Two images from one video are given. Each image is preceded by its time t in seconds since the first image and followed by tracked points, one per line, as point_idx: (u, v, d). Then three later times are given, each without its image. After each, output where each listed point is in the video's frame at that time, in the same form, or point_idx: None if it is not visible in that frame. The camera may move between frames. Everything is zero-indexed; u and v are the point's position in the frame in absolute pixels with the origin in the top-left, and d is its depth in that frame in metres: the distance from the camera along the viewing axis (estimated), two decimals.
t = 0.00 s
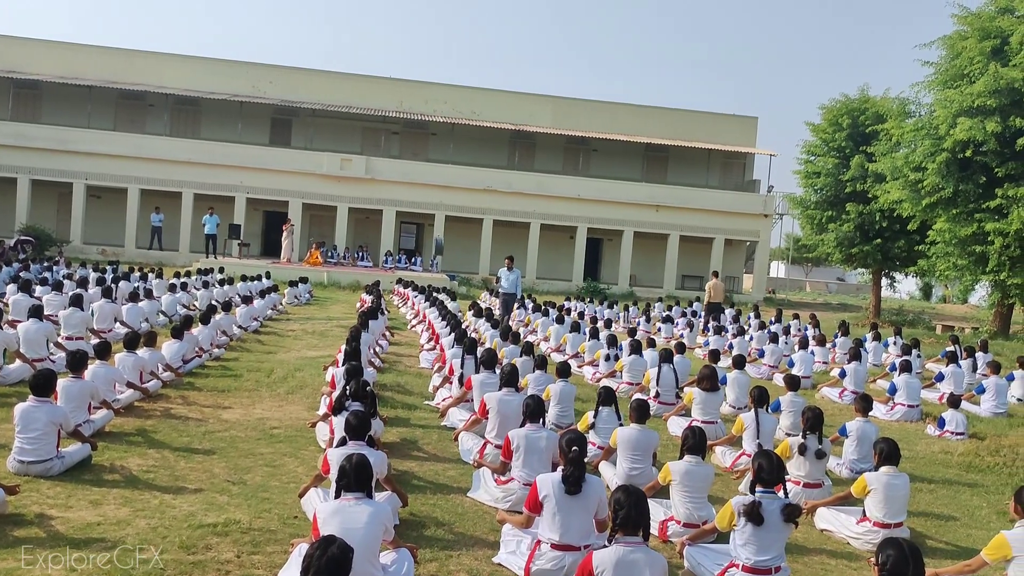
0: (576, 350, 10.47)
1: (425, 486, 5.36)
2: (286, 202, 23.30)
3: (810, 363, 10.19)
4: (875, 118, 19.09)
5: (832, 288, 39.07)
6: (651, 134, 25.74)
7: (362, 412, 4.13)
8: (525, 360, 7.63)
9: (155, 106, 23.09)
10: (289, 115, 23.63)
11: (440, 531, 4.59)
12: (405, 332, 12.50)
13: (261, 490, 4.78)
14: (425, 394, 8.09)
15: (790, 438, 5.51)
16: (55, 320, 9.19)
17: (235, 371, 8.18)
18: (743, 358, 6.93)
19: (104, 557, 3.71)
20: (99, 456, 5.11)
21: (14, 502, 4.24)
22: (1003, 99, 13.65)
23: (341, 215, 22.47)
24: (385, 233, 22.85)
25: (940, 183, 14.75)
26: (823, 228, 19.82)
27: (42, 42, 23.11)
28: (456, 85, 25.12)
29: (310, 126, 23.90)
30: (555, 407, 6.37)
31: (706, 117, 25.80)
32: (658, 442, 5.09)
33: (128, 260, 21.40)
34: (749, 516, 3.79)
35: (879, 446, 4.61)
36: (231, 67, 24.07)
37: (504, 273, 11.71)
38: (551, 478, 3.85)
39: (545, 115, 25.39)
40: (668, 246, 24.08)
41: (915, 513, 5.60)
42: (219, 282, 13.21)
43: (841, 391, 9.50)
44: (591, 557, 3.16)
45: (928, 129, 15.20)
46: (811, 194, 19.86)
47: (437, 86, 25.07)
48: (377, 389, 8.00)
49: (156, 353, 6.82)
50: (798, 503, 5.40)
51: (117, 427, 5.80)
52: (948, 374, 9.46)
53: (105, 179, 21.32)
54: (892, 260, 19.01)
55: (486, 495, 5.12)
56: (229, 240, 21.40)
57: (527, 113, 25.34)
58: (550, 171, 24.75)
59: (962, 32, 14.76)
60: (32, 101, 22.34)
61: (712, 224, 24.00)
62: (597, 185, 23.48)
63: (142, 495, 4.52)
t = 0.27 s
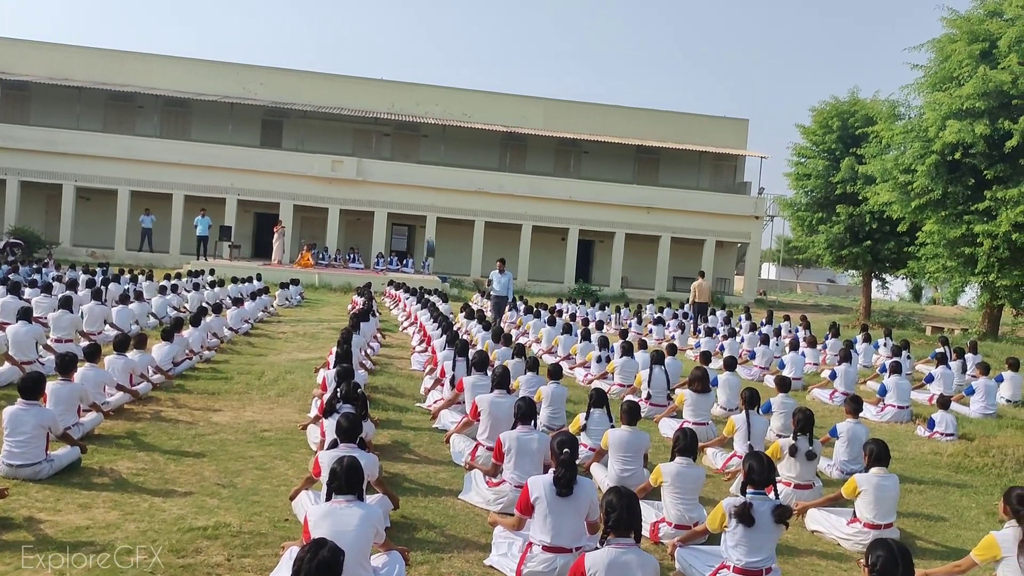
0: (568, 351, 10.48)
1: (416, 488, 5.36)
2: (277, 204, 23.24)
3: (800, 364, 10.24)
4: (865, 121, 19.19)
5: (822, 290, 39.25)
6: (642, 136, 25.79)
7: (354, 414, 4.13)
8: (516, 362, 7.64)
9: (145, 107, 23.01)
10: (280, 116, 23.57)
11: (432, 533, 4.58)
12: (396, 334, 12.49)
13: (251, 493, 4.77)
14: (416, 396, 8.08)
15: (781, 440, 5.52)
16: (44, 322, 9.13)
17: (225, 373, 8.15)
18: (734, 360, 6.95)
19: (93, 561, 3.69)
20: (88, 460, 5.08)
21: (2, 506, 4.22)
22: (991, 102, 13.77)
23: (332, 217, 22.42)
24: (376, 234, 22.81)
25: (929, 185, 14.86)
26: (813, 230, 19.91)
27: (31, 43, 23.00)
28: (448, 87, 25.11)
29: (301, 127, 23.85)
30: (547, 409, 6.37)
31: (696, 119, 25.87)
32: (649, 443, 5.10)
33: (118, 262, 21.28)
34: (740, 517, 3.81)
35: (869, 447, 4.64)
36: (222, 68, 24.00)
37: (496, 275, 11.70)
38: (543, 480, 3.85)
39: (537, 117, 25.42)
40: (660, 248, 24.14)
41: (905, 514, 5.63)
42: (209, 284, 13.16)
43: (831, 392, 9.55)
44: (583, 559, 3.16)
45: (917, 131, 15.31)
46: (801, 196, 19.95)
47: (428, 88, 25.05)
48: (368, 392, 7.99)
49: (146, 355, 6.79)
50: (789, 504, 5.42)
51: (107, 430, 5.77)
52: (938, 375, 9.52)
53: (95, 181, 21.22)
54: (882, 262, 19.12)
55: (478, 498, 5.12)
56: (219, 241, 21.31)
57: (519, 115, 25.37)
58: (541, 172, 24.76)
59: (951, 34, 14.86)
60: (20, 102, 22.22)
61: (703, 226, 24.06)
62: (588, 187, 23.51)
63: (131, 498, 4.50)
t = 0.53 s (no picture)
0: (560, 353, 10.49)
1: (408, 491, 5.36)
2: (268, 206, 23.19)
3: (792, 366, 10.28)
4: (855, 123, 19.30)
5: (813, 292, 39.42)
6: (634, 138, 25.86)
7: (345, 417, 4.12)
8: (508, 364, 7.65)
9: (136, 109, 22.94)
10: (271, 118, 23.53)
11: (423, 536, 4.59)
12: (388, 336, 12.48)
13: (242, 496, 4.76)
14: (408, 398, 8.08)
15: (772, 441, 5.55)
16: (34, 325, 9.09)
17: (217, 375, 8.13)
18: (725, 361, 6.97)
19: (83, 565, 3.67)
20: (78, 463, 5.06)
21: None
22: (981, 104, 13.88)
23: (324, 219, 22.38)
24: (369, 236, 22.78)
25: (919, 187, 14.96)
26: (804, 232, 20.00)
27: (21, 44, 22.90)
28: (440, 89, 25.11)
29: (293, 129, 23.81)
30: (538, 411, 6.38)
31: (688, 121, 25.95)
32: (641, 445, 5.11)
33: (108, 265, 21.18)
34: (731, 519, 3.82)
35: (859, 449, 4.66)
36: (213, 70, 23.94)
37: (488, 277, 11.70)
38: (535, 482, 3.85)
39: (529, 120, 25.45)
40: (652, 250, 24.19)
41: (896, 515, 5.66)
42: (201, 287, 13.12)
43: (822, 394, 9.59)
44: (575, 561, 3.17)
45: (907, 133, 15.41)
46: (792, 199, 20.05)
47: (420, 90, 25.04)
48: (360, 394, 7.98)
49: (136, 358, 6.77)
50: (780, 505, 5.45)
51: (97, 433, 5.75)
52: (929, 377, 9.57)
53: (85, 183, 21.12)
54: (873, 264, 19.22)
55: (470, 500, 5.13)
56: (210, 243, 21.25)
57: (511, 117, 25.39)
58: (533, 174, 24.79)
59: (941, 38, 14.96)
60: (10, 104, 22.11)
61: (695, 228, 24.14)
62: (581, 189, 23.55)
63: (122, 501, 4.49)
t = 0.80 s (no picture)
0: (552, 355, 10.51)
1: (400, 493, 5.36)
2: (260, 208, 23.14)
3: (783, 368, 10.32)
4: (846, 125, 19.39)
5: (805, 293, 39.56)
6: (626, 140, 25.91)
7: (337, 419, 4.12)
8: (501, 366, 7.66)
9: (127, 111, 22.87)
10: (263, 119, 23.47)
11: (416, 538, 4.59)
12: (380, 338, 12.47)
13: (234, 498, 4.74)
14: (401, 400, 8.07)
15: (764, 443, 5.57)
16: (25, 327, 9.05)
17: (208, 378, 8.10)
18: (717, 363, 7.00)
19: (73, 568, 3.66)
20: (68, 466, 5.04)
21: None
22: (971, 107, 13.98)
23: (316, 221, 22.34)
24: (361, 238, 22.75)
25: (911, 189, 15.05)
26: (796, 234, 20.06)
27: (11, 45, 22.80)
28: (432, 91, 25.11)
29: (285, 131, 23.77)
30: (531, 413, 6.39)
31: (680, 124, 26.02)
32: (633, 447, 5.12)
33: (99, 266, 21.07)
34: (723, 520, 3.84)
35: (850, 450, 4.69)
36: (205, 72, 23.88)
37: (481, 279, 11.69)
38: (527, 484, 3.86)
39: (521, 122, 25.46)
40: (644, 252, 24.24)
41: (888, 516, 5.69)
42: (192, 289, 13.08)
43: (814, 396, 9.63)
44: (567, 563, 3.18)
45: (898, 136, 15.51)
46: (784, 200, 20.12)
47: (412, 91, 25.03)
48: (352, 396, 7.97)
49: (127, 360, 6.74)
50: (772, 507, 5.47)
51: (88, 435, 5.72)
52: (920, 379, 9.62)
53: (76, 184, 21.03)
54: (864, 266, 19.31)
55: (462, 502, 5.13)
56: (202, 245, 21.17)
57: (503, 119, 25.40)
58: (526, 176, 24.80)
59: (931, 40, 15.05)
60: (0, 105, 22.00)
61: (687, 230, 24.19)
62: (573, 191, 23.57)
63: (112, 504, 4.47)
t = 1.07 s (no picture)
0: (545, 357, 10.52)
1: (393, 495, 5.36)
2: (253, 209, 23.09)
3: (776, 369, 10.36)
4: (838, 128, 19.49)
5: (798, 295, 39.69)
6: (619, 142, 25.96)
7: (329, 421, 4.13)
8: (494, 368, 7.67)
9: (120, 112, 22.81)
10: (256, 121, 23.43)
11: (408, 541, 4.59)
12: (373, 340, 12.46)
13: (226, 501, 4.73)
14: (394, 403, 8.07)
15: (756, 444, 5.59)
16: (15, 329, 9.00)
17: (201, 380, 8.08)
18: (709, 365, 7.02)
19: (64, 572, 3.65)
20: (59, 468, 5.02)
21: None
22: (962, 109, 14.08)
23: (309, 223, 22.30)
24: (354, 240, 22.72)
25: (902, 191, 15.14)
26: (788, 236, 20.13)
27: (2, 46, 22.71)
28: (425, 93, 25.12)
29: (278, 132, 23.74)
30: (524, 415, 6.40)
31: (673, 126, 26.08)
32: (626, 449, 5.14)
33: (91, 268, 20.98)
34: (715, 521, 3.85)
35: (842, 452, 4.71)
36: (198, 73, 23.83)
37: (475, 281, 11.68)
38: (519, 486, 3.86)
39: (514, 124, 25.49)
40: (637, 253, 24.28)
41: (879, 517, 5.72)
42: (184, 291, 13.03)
43: (806, 397, 9.67)
44: (560, 565, 3.18)
45: (889, 138, 15.60)
46: (777, 202, 20.19)
47: (405, 93, 25.03)
48: (344, 398, 7.97)
49: (119, 362, 6.73)
50: (764, 508, 5.49)
51: (79, 438, 5.71)
52: (911, 380, 9.67)
53: (68, 186, 20.94)
54: (856, 268, 19.39)
55: (455, 504, 5.13)
56: (194, 247, 21.11)
57: (497, 121, 25.42)
58: (519, 178, 24.83)
59: (923, 43, 15.15)
60: None
61: (680, 232, 24.25)
62: (566, 192, 23.59)
63: (104, 507, 4.46)
